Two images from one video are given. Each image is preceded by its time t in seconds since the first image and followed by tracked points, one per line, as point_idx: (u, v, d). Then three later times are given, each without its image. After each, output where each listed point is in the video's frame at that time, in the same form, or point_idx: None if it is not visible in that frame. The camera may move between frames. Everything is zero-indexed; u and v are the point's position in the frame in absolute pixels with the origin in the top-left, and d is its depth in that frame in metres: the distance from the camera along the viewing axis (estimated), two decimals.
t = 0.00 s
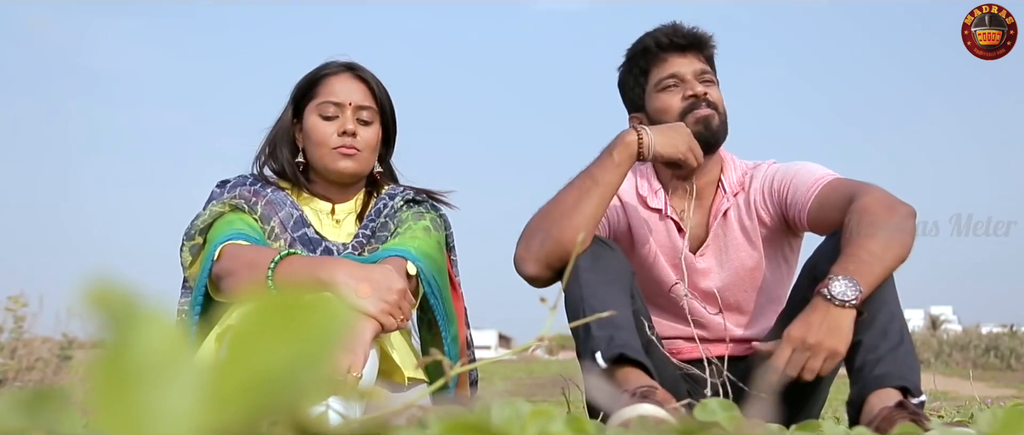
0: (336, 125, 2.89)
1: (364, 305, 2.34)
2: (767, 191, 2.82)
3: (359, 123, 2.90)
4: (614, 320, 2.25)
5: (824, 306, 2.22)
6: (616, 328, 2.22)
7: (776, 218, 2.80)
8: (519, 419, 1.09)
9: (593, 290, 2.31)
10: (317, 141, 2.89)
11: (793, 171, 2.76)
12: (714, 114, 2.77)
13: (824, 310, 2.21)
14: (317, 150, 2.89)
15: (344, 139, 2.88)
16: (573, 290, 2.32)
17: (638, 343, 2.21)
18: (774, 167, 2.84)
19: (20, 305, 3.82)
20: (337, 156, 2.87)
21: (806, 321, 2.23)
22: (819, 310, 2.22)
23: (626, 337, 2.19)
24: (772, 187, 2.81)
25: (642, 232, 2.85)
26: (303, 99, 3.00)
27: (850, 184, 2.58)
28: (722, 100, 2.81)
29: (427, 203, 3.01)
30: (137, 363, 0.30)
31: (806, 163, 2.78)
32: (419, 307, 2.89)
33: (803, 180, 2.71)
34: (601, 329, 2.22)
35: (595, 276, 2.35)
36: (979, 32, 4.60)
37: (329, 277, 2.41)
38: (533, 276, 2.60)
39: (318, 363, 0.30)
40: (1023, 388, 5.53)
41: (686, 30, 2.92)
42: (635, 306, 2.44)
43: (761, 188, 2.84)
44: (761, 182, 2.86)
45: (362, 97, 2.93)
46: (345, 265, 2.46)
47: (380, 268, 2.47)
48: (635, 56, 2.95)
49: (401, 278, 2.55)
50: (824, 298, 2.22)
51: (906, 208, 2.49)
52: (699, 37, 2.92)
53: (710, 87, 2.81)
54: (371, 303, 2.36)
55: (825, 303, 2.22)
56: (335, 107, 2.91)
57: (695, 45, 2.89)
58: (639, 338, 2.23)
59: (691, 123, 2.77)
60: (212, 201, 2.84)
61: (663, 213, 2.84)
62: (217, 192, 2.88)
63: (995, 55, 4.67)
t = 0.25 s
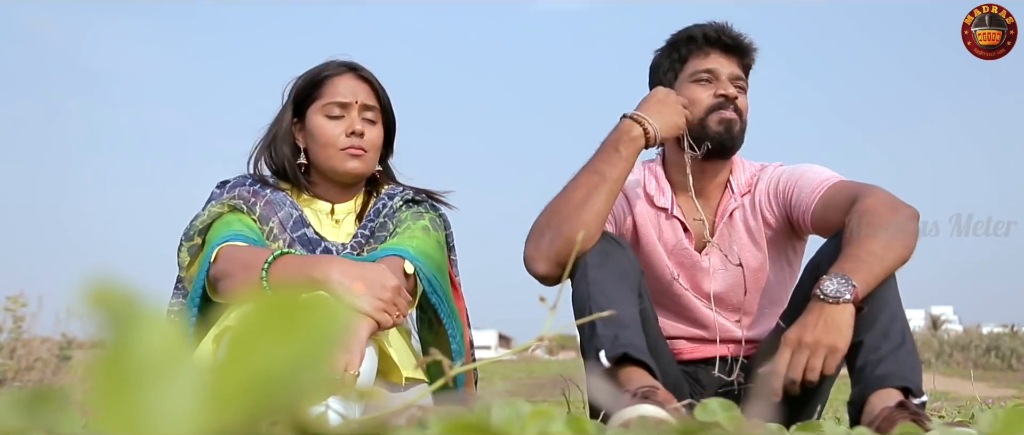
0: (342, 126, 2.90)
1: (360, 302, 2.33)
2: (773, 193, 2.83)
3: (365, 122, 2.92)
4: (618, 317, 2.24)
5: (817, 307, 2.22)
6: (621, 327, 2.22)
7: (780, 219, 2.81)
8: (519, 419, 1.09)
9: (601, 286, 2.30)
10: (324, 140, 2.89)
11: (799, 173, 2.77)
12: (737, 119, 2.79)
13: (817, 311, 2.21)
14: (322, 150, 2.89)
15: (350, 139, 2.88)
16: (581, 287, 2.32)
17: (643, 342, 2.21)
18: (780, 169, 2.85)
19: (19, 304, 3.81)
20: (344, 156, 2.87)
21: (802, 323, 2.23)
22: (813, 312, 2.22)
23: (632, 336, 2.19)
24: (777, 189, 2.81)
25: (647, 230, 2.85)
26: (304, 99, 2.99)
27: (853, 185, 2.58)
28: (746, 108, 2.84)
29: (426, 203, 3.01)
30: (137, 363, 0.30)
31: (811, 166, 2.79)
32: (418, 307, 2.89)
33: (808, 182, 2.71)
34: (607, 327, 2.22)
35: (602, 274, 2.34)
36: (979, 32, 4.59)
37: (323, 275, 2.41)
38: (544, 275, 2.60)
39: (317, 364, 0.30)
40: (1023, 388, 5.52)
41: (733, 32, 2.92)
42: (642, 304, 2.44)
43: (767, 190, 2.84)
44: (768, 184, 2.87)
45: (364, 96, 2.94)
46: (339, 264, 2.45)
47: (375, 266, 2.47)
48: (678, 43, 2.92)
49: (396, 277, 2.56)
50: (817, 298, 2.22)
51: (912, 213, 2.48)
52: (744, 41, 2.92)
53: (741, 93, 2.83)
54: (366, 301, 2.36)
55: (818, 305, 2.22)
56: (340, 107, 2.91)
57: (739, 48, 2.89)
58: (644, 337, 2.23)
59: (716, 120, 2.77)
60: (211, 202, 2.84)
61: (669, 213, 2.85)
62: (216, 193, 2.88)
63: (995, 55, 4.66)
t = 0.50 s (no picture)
0: (349, 126, 2.90)
1: (357, 301, 2.33)
2: (775, 194, 2.83)
3: (372, 122, 2.93)
4: (621, 316, 2.24)
5: (821, 300, 2.22)
6: (625, 326, 2.22)
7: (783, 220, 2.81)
8: (519, 420, 1.08)
9: (605, 285, 2.30)
10: (331, 140, 2.89)
11: (801, 173, 2.77)
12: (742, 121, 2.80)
13: (822, 303, 2.21)
14: (330, 150, 2.89)
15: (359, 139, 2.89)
16: (586, 285, 2.31)
17: (647, 341, 2.21)
18: (783, 171, 2.86)
19: (18, 305, 3.80)
20: (354, 156, 2.88)
21: (805, 316, 2.23)
22: (817, 304, 2.22)
23: (635, 336, 2.19)
24: (780, 190, 2.82)
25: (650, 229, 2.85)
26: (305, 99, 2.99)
27: (855, 186, 2.59)
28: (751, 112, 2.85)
29: (424, 203, 3.01)
30: (135, 363, 0.30)
31: (813, 166, 2.79)
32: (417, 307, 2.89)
33: (810, 181, 2.71)
34: (611, 326, 2.21)
35: (608, 273, 2.34)
36: (979, 32, 4.59)
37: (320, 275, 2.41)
38: (551, 272, 2.59)
39: (317, 363, 0.30)
40: None
41: (742, 34, 2.94)
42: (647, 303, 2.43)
43: (770, 191, 2.85)
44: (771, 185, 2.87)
45: (367, 95, 2.96)
46: (335, 264, 2.45)
47: (371, 265, 2.47)
48: (688, 41, 2.96)
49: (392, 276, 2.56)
50: (822, 292, 2.22)
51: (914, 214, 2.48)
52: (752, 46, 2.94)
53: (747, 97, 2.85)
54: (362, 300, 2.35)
55: (822, 297, 2.22)
56: (347, 107, 2.92)
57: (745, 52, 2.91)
58: (646, 336, 2.23)
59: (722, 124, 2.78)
60: (209, 203, 2.84)
61: (672, 213, 2.85)
62: (214, 194, 2.88)
63: (996, 55, 4.66)
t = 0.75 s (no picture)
0: (350, 127, 2.90)
1: (354, 300, 2.33)
2: (773, 193, 2.83)
3: (372, 123, 2.94)
4: (620, 317, 2.24)
5: (823, 302, 2.21)
6: (623, 327, 2.21)
7: (781, 219, 2.81)
8: (519, 420, 1.08)
9: (603, 286, 2.29)
10: (334, 142, 2.89)
11: (799, 172, 2.77)
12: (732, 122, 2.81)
13: (823, 306, 2.20)
14: (333, 152, 2.89)
15: (362, 140, 2.89)
16: (584, 286, 2.31)
17: (646, 342, 2.21)
18: (781, 169, 2.85)
19: (17, 305, 3.80)
20: (358, 158, 2.88)
21: (809, 318, 2.23)
22: (819, 306, 2.22)
23: (633, 337, 2.18)
24: (777, 190, 2.81)
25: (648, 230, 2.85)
26: (305, 101, 2.98)
27: (853, 185, 2.58)
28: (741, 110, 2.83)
29: (421, 201, 3.01)
30: (134, 363, 0.30)
31: (811, 166, 2.78)
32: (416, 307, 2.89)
33: (808, 181, 2.71)
34: (609, 327, 2.21)
35: (605, 274, 2.34)
36: (979, 32, 4.58)
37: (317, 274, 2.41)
38: (548, 272, 2.60)
39: (317, 362, 0.30)
40: None
41: (725, 30, 2.91)
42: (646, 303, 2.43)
43: (768, 189, 2.84)
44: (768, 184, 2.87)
45: (367, 96, 2.96)
46: (330, 263, 2.45)
47: (367, 264, 2.48)
48: (670, 44, 2.95)
49: (389, 276, 2.55)
50: (823, 293, 2.21)
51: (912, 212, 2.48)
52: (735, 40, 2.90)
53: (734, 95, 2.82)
54: (359, 299, 2.36)
55: (824, 299, 2.21)
56: (347, 108, 2.92)
57: (728, 48, 2.87)
58: (645, 337, 2.22)
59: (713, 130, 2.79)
60: (206, 205, 2.84)
61: (670, 214, 2.85)
62: (211, 196, 2.89)
63: (996, 55, 4.65)
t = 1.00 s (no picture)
0: (350, 128, 2.90)
1: (356, 300, 2.33)
2: (766, 192, 2.83)
3: (372, 123, 2.94)
4: (618, 318, 2.24)
5: (813, 304, 2.22)
6: (622, 328, 2.21)
7: (775, 218, 2.80)
8: (519, 421, 1.08)
9: (600, 287, 2.29)
10: (333, 143, 2.89)
11: (792, 171, 2.77)
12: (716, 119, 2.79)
13: (813, 307, 2.21)
14: (333, 152, 2.89)
15: (361, 141, 2.89)
16: (582, 287, 2.31)
17: (645, 343, 2.20)
18: (773, 168, 2.85)
19: (17, 305, 3.79)
20: (357, 158, 2.88)
21: (799, 320, 2.23)
22: (809, 307, 2.22)
23: (633, 338, 2.18)
24: (771, 188, 2.81)
25: (644, 231, 2.85)
26: (304, 101, 2.98)
27: (846, 182, 2.58)
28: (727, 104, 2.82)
29: (422, 201, 3.00)
30: (134, 364, 0.29)
31: (803, 163, 2.78)
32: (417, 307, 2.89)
33: (801, 179, 2.71)
34: (608, 328, 2.21)
35: (602, 275, 2.34)
36: (979, 32, 4.58)
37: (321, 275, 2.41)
38: (546, 273, 2.60)
39: (318, 363, 0.30)
40: None
41: (699, 28, 2.92)
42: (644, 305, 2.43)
43: (761, 188, 2.84)
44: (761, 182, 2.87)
45: (366, 96, 2.96)
46: (335, 263, 2.45)
47: (372, 264, 2.47)
48: (646, 50, 2.99)
49: (394, 276, 2.55)
50: (812, 295, 2.22)
51: (902, 208, 2.48)
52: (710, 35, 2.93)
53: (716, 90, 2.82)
54: (363, 299, 2.35)
55: (814, 300, 2.21)
56: (347, 109, 2.92)
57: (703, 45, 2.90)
58: (644, 338, 2.22)
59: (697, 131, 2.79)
60: (208, 205, 2.84)
61: (665, 214, 2.86)
62: (212, 196, 2.88)
63: (996, 55, 4.65)
